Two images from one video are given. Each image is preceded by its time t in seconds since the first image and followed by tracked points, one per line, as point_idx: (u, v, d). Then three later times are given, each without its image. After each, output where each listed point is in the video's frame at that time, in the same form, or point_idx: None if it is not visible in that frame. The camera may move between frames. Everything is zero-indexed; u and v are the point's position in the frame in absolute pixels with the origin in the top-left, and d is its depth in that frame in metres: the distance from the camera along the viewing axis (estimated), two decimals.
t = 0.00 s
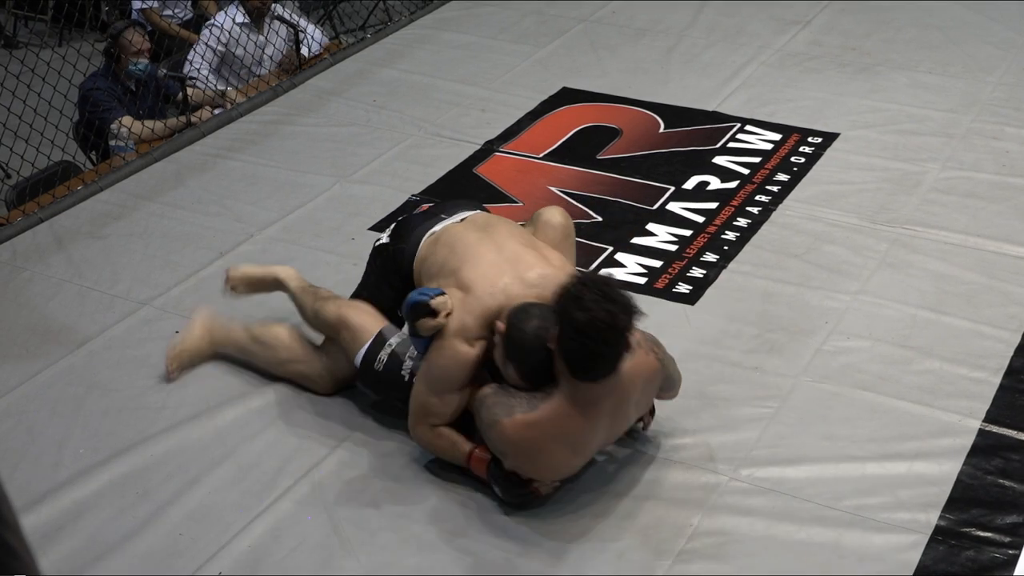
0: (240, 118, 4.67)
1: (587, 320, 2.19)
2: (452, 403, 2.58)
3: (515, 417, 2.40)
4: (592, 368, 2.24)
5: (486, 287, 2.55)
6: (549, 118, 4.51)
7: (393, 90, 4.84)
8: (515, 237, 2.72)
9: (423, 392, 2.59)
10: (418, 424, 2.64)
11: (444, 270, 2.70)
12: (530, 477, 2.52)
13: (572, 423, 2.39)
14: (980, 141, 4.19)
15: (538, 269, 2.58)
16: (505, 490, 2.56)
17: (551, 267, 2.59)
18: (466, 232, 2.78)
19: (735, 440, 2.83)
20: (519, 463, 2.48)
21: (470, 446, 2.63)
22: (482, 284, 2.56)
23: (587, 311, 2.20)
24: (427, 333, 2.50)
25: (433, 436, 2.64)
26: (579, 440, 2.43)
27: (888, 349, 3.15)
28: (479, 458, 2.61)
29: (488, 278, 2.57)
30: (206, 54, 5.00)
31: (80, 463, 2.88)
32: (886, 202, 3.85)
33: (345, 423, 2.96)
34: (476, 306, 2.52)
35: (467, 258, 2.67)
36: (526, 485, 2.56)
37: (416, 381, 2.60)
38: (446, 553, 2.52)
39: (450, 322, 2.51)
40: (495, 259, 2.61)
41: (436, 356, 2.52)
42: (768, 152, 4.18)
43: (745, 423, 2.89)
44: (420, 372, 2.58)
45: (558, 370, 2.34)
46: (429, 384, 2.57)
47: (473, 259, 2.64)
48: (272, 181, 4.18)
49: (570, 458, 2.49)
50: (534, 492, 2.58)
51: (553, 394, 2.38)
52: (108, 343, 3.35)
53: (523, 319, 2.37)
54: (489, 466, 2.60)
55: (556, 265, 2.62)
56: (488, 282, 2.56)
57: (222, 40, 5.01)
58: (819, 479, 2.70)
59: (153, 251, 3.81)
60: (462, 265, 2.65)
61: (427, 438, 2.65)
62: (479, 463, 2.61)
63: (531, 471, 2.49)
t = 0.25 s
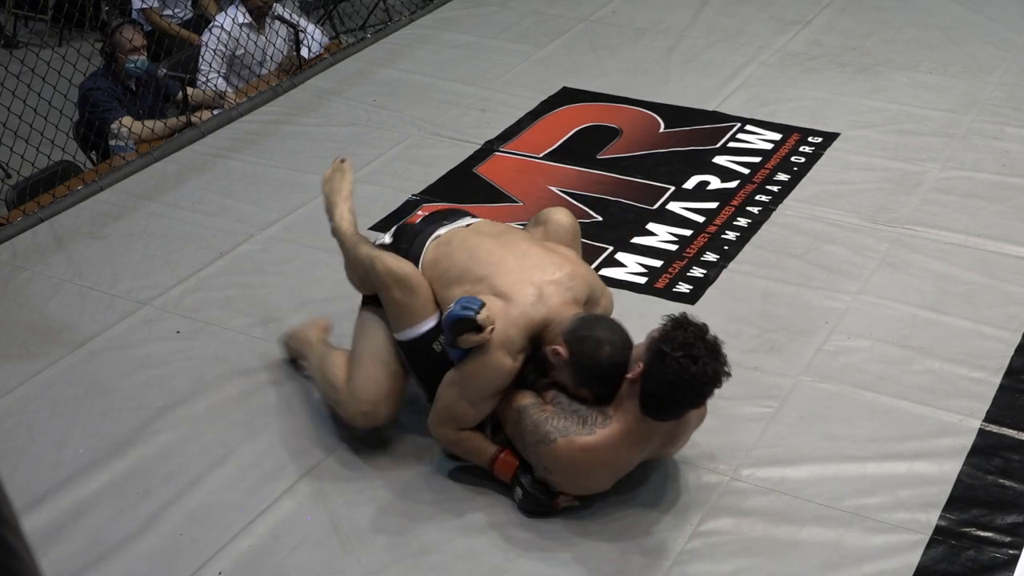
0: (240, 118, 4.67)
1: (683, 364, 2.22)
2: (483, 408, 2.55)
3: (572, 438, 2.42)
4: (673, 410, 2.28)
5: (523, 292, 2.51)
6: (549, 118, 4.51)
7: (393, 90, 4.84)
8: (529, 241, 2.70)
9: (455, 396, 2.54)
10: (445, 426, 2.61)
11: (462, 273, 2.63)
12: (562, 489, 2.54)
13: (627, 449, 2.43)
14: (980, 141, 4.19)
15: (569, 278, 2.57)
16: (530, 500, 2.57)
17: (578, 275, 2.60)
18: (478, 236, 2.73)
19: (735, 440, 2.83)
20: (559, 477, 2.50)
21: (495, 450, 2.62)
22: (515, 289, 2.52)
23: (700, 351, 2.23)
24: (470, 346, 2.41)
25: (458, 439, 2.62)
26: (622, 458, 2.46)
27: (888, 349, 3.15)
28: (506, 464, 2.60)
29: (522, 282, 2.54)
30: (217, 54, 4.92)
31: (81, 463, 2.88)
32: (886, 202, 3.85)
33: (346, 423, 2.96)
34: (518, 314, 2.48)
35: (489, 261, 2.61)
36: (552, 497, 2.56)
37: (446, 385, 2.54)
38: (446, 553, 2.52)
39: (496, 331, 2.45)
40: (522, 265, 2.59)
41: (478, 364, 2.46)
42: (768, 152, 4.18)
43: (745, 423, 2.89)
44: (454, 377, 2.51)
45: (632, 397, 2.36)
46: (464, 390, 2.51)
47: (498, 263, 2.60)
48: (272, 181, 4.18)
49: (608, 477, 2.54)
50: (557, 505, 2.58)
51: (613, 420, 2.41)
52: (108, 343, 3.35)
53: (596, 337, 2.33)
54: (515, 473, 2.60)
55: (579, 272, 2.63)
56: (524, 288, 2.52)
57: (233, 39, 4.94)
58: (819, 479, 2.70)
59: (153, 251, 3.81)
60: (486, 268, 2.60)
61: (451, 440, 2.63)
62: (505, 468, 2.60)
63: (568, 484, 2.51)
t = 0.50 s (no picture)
0: (240, 118, 4.67)
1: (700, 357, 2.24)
2: (505, 422, 2.53)
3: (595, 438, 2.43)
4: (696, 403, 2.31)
5: (535, 302, 2.53)
6: (549, 118, 4.51)
7: (393, 90, 4.84)
8: (518, 251, 2.71)
9: (478, 413, 2.50)
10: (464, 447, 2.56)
11: (460, 296, 2.60)
12: (589, 495, 2.54)
13: (651, 447, 2.44)
14: (980, 141, 4.19)
15: (571, 284, 2.61)
16: (558, 509, 2.55)
17: (577, 278, 2.64)
18: (461, 255, 2.71)
19: (735, 440, 2.83)
20: (587, 483, 2.50)
21: (515, 464, 2.61)
22: (524, 303, 2.54)
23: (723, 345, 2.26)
24: (500, 359, 2.42)
25: (479, 455, 2.58)
26: (648, 460, 2.48)
27: (888, 349, 3.15)
28: (528, 476, 2.59)
29: (531, 293, 2.56)
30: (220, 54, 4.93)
31: (82, 463, 2.88)
32: (886, 202, 3.85)
33: (345, 424, 2.96)
34: (538, 325, 2.50)
35: (486, 279, 2.61)
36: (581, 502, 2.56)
37: (466, 403, 2.50)
38: (447, 553, 2.52)
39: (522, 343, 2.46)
40: (522, 277, 2.60)
41: (504, 378, 2.45)
42: (768, 152, 4.18)
43: (745, 423, 2.89)
44: (476, 395, 2.49)
45: (654, 395, 2.38)
46: (488, 405, 2.49)
47: (497, 280, 2.59)
48: (272, 181, 4.18)
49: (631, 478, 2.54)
50: (585, 510, 2.58)
51: (633, 419, 2.43)
52: (108, 343, 3.35)
53: (624, 354, 2.45)
54: (538, 484, 2.59)
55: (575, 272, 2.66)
56: (535, 299, 2.54)
57: (234, 39, 4.95)
58: (819, 479, 2.70)
59: (153, 251, 3.81)
60: (486, 286, 2.59)
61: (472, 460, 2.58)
62: (528, 481, 2.59)
63: (597, 489, 2.51)
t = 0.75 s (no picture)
0: (241, 118, 4.67)
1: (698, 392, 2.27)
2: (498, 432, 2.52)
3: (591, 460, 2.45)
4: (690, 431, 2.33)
5: (529, 312, 2.52)
6: (549, 118, 4.51)
7: (393, 90, 4.84)
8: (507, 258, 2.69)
9: (473, 423, 2.49)
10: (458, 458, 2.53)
11: (453, 306, 2.59)
12: (585, 508, 2.53)
13: (645, 467, 2.46)
14: (980, 141, 4.19)
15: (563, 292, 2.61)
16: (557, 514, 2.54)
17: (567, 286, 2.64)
18: (452, 264, 2.68)
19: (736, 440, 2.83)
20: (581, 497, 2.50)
21: (510, 473, 2.58)
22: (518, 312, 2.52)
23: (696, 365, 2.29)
24: (500, 371, 2.39)
25: (473, 467, 2.54)
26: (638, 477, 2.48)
27: (888, 349, 3.15)
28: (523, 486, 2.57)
29: (524, 301, 2.54)
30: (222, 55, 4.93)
31: (82, 463, 2.88)
32: (887, 202, 3.85)
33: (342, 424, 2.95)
34: (532, 333, 2.49)
35: (478, 288, 2.58)
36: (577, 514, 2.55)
37: (461, 413, 2.49)
38: (447, 553, 2.52)
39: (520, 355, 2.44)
40: (515, 285, 2.58)
41: (502, 389, 2.43)
42: (768, 152, 4.18)
43: (745, 423, 2.89)
44: (471, 406, 2.47)
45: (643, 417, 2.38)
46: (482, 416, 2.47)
47: (490, 288, 2.57)
48: (273, 180, 4.18)
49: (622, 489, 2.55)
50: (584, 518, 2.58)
51: (626, 442, 2.45)
52: (108, 343, 3.35)
53: (612, 354, 2.43)
54: (533, 493, 2.57)
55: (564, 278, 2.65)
56: (528, 307, 2.53)
57: (235, 39, 4.95)
58: (820, 479, 2.70)
59: (153, 251, 3.81)
60: (480, 295, 2.57)
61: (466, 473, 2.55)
62: (523, 490, 2.57)
63: (591, 506, 2.52)
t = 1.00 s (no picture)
0: (241, 118, 4.67)
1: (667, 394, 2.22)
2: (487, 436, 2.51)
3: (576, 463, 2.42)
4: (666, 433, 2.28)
5: (511, 310, 2.50)
6: (549, 118, 4.51)
7: (393, 90, 4.84)
8: (500, 258, 2.67)
9: (460, 428, 2.49)
10: (449, 463, 2.53)
11: (441, 305, 2.59)
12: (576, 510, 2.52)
13: (631, 469, 2.42)
14: (981, 141, 4.19)
15: (552, 289, 2.58)
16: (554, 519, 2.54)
17: (558, 283, 2.60)
18: (445, 263, 2.68)
19: (736, 440, 2.83)
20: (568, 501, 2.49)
21: (503, 480, 2.59)
22: (501, 309, 2.50)
23: (674, 371, 2.23)
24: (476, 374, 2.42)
25: (463, 473, 2.55)
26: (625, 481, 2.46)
27: (889, 349, 3.15)
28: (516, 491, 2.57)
29: (508, 299, 2.53)
30: (223, 55, 4.93)
31: (82, 463, 2.88)
32: (887, 202, 3.85)
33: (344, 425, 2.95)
34: (514, 333, 2.47)
35: (464, 287, 2.58)
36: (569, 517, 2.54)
37: (448, 418, 2.49)
38: (446, 553, 2.52)
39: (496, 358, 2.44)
40: (502, 283, 2.57)
41: (482, 393, 2.44)
42: (768, 152, 4.18)
43: (745, 423, 2.89)
44: (455, 411, 2.48)
45: (622, 422, 2.35)
46: (468, 421, 2.48)
47: (477, 286, 2.56)
48: (273, 180, 4.18)
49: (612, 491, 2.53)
50: (580, 521, 2.57)
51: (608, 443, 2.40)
52: (108, 343, 3.35)
53: (601, 349, 2.38)
54: (527, 499, 2.58)
55: (556, 274, 2.62)
56: (512, 306, 2.51)
57: (235, 39, 4.95)
58: (820, 479, 2.70)
59: (154, 251, 3.81)
60: (467, 293, 2.56)
61: (456, 479, 2.56)
62: (517, 497, 2.57)
63: (581, 507, 2.50)
